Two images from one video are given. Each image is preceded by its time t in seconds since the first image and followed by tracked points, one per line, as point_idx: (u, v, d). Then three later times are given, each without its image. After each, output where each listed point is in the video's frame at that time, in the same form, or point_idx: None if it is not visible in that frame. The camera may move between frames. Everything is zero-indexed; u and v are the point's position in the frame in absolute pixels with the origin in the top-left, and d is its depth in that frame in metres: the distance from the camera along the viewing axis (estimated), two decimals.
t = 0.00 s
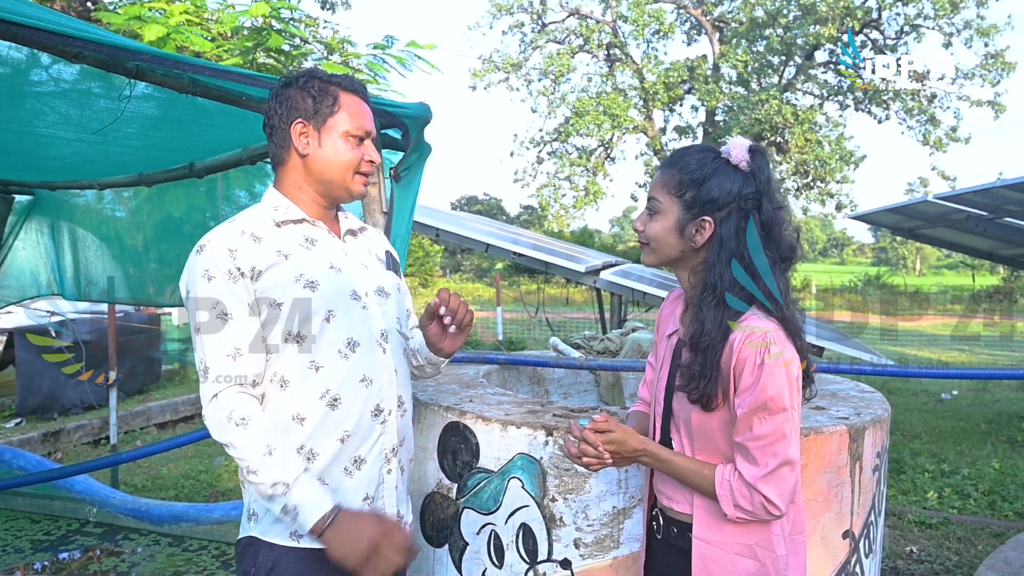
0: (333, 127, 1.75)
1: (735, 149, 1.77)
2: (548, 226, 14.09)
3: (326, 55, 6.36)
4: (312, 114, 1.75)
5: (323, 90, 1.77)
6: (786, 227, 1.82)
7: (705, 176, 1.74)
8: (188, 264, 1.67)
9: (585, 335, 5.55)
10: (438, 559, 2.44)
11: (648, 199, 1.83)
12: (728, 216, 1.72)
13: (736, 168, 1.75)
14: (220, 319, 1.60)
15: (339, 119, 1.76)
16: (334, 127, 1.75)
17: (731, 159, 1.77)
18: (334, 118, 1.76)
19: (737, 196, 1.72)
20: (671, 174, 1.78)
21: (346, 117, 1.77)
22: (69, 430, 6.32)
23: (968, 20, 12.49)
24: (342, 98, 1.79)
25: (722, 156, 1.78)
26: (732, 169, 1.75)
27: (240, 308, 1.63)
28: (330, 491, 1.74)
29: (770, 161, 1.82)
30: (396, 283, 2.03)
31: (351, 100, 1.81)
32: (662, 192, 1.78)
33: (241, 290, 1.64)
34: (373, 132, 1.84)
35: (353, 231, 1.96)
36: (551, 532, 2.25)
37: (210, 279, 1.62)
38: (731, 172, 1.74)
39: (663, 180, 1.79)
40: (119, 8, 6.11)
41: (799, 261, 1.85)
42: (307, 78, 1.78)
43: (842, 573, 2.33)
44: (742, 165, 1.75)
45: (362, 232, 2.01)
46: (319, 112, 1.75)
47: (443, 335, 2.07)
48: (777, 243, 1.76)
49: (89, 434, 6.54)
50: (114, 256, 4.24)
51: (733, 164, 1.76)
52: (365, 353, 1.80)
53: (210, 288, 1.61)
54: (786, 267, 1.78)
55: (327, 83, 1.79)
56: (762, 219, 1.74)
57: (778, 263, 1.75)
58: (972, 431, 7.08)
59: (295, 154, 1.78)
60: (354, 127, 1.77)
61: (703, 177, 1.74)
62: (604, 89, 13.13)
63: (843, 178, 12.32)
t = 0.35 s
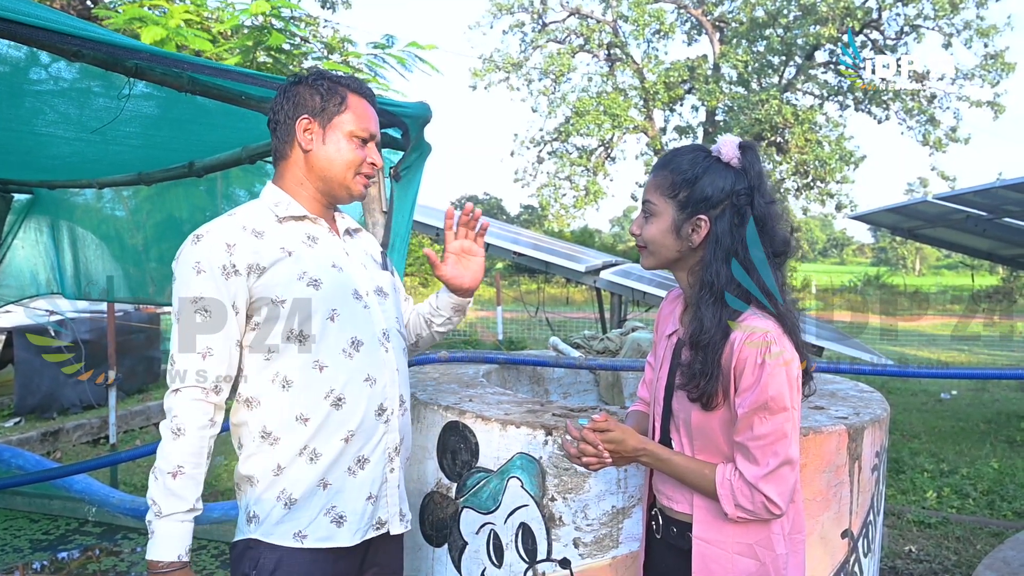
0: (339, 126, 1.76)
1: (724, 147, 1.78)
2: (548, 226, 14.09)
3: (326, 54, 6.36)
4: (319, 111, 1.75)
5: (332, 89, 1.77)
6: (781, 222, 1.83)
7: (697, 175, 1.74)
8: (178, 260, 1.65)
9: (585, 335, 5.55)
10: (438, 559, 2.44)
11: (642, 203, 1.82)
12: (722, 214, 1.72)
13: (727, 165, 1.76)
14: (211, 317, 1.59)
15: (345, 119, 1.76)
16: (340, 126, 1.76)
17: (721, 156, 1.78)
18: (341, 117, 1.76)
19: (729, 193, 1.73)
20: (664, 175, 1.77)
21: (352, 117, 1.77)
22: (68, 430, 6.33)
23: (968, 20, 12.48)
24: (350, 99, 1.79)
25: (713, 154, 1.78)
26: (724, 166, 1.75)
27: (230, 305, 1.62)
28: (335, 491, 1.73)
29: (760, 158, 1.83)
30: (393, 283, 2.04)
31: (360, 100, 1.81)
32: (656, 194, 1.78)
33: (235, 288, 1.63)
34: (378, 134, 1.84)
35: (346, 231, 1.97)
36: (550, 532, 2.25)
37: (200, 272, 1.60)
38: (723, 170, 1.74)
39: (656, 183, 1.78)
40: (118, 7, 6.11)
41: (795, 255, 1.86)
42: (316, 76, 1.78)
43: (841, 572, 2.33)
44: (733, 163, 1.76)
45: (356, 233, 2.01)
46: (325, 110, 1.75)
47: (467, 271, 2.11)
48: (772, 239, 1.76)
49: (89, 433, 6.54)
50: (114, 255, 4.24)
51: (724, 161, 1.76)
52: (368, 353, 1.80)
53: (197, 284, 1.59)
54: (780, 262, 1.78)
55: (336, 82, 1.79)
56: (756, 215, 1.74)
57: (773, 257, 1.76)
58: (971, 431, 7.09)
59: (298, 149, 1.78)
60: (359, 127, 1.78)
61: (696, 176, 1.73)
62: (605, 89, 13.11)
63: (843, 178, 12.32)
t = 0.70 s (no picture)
0: (334, 129, 1.74)
1: (742, 150, 1.77)
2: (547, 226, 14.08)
3: (326, 54, 6.36)
4: (316, 113, 1.74)
5: (330, 91, 1.76)
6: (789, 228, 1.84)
7: (712, 174, 1.74)
8: (176, 256, 1.66)
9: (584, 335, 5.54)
10: (438, 559, 2.43)
11: (653, 194, 1.82)
12: (733, 216, 1.72)
13: (743, 169, 1.76)
14: (210, 315, 1.59)
15: (341, 121, 1.74)
16: (336, 128, 1.74)
17: (738, 160, 1.77)
18: (337, 119, 1.74)
19: (743, 197, 1.73)
20: (679, 170, 1.77)
21: (350, 119, 1.75)
22: (68, 429, 6.32)
23: (967, 20, 12.48)
24: (349, 100, 1.77)
25: (729, 156, 1.78)
26: (740, 169, 1.75)
27: (222, 302, 1.61)
28: (311, 496, 1.69)
29: (775, 164, 1.83)
30: (389, 284, 2.00)
31: (359, 102, 1.78)
32: (668, 187, 1.77)
33: (223, 285, 1.62)
34: (378, 136, 1.81)
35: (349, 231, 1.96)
36: (549, 532, 2.24)
37: (194, 271, 1.60)
38: (738, 172, 1.74)
39: (671, 177, 1.78)
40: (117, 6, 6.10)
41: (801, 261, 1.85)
42: (318, 77, 1.78)
43: (841, 573, 2.33)
44: (749, 166, 1.76)
45: (358, 234, 2.00)
46: (321, 112, 1.74)
47: (461, 254, 2.13)
48: (780, 247, 1.77)
49: (89, 433, 6.54)
50: (113, 255, 4.24)
51: (741, 164, 1.76)
52: (349, 357, 1.76)
53: (191, 282, 1.60)
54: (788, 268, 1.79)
55: (340, 83, 1.78)
56: (766, 221, 1.75)
57: (779, 265, 1.76)
58: (971, 431, 7.09)
59: (296, 152, 1.78)
60: (357, 130, 1.75)
61: (711, 175, 1.73)
62: (604, 89, 13.10)
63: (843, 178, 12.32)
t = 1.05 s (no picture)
0: (328, 127, 1.73)
1: (745, 147, 1.78)
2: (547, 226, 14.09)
3: (326, 54, 6.36)
4: (311, 111, 1.74)
5: (325, 88, 1.75)
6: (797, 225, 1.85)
7: (718, 171, 1.74)
8: (177, 257, 1.66)
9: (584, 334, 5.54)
10: (437, 559, 2.43)
11: (659, 196, 1.81)
12: (742, 211, 1.72)
13: (747, 165, 1.76)
14: (212, 317, 1.59)
15: (336, 118, 1.74)
16: (330, 126, 1.73)
17: (742, 157, 1.78)
18: (332, 116, 1.73)
19: (750, 191, 1.73)
20: (683, 170, 1.77)
21: (345, 116, 1.74)
22: (67, 429, 6.32)
23: (967, 20, 12.47)
24: (343, 97, 1.76)
25: (733, 154, 1.79)
26: (743, 166, 1.76)
27: (223, 304, 1.61)
28: (315, 497, 1.69)
29: (778, 158, 1.83)
30: (391, 285, 2.00)
31: (354, 99, 1.78)
32: (674, 187, 1.77)
33: (224, 287, 1.62)
34: (373, 133, 1.80)
35: (350, 231, 1.95)
36: (549, 532, 2.24)
37: (194, 272, 1.60)
38: (743, 169, 1.75)
39: (676, 176, 1.78)
40: (117, 6, 6.09)
41: (809, 256, 1.87)
42: (312, 75, 1.77)
43: (841, 573, 2.33)
44: (753, 162, 1.77)
45: (359, 234, 1.99)
46: (315, 109, 1.73)
47: (474, 283, 2.11)
48: (790, 239, 1.78)
49: (89, 433, 6.53)
50: (113, 255, 4.24)
51: (744, 161, 1.77)
52: (352, 357, 1.76)
53: (191, 283, 1.59)
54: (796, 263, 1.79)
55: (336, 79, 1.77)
56: (776, 215, 1.75)
57: (790, 259, 1.77)
58: (970, 431, 7.09)
59: (291, 150, 1.78)
60: (352, 127, 1.75)
61: (716, 173, 1.73)
62: (604, 89, 13.09)
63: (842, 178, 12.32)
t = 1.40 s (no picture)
0: (304, 123, 1.73)
1: (746, 149, 1.78)
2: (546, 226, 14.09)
3: (325, 54, 6.36)
4: (282, 113, 1.75)
5: (294, 87, 1.75)
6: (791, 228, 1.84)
7: (717, 172, 1.74)
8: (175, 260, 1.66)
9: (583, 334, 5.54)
10: (437, 559, 2.43)
11: (659, 194, 1.81)
12: (739, 213, 1.71)
13: (746, 167, 1.76)
14: (209, 321, 1.59)
15: (312, 113, 1.73)
16: (306, 123, 1.73)
17: (742, 159, 1.77)
18: (307, 112, 1.73)
19: (747, 194, 1.73)
20: (683, 169, 1.77)
21: (314, 112, 1.73)
22: (67, 429, 6.32)
23: (967, 19, 12.47)
24: (317, 92, 1.75)
25: (733, 155, 1.78)
26: (743, 167, 1.75)
27: (220, 307, 1.60)
28: (316, 498, 1.69)
29: (779, 163, 1.83)
30: (392, 284, 2.00)
31: (323, 92, 1.76)
32: (674, 187, 1.77)
33: (223, 290, 1.61)
34: (352, 125, 1.78)
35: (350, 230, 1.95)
36: (548, 532, 2.24)
37: (193, 276, 1.60)
38: (742, 170, 1.75)
39: (676, 176, 1.78)
40: (116, 6, 6.09)
41: (804, 258, 1.86)
42: (283, 77, 1.77)
43: (841, 573, 2.33)
44: (752, 164, 1.76)
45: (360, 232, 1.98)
46: (291, 109, 1.74)
47: (475, 308, 2.05)
48: (788, 244, 1.77)
49: (88, 433, 6.53)
50: (113, 255, 4.24)
51: (743, 163, 1.76)
52: (353, 357, 1.75)
53: (190, 286, 1.59)
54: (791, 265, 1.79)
55: (301, 76, 1.76)
56: (772, 218, 1.74)
57: (784, 263, 1.76)
58: (970, 430, 7.09)
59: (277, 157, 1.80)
60: (322, 120, 1.73)
61: (716, 174, 1.73)
62: (603, 88, 13.09)
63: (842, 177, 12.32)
